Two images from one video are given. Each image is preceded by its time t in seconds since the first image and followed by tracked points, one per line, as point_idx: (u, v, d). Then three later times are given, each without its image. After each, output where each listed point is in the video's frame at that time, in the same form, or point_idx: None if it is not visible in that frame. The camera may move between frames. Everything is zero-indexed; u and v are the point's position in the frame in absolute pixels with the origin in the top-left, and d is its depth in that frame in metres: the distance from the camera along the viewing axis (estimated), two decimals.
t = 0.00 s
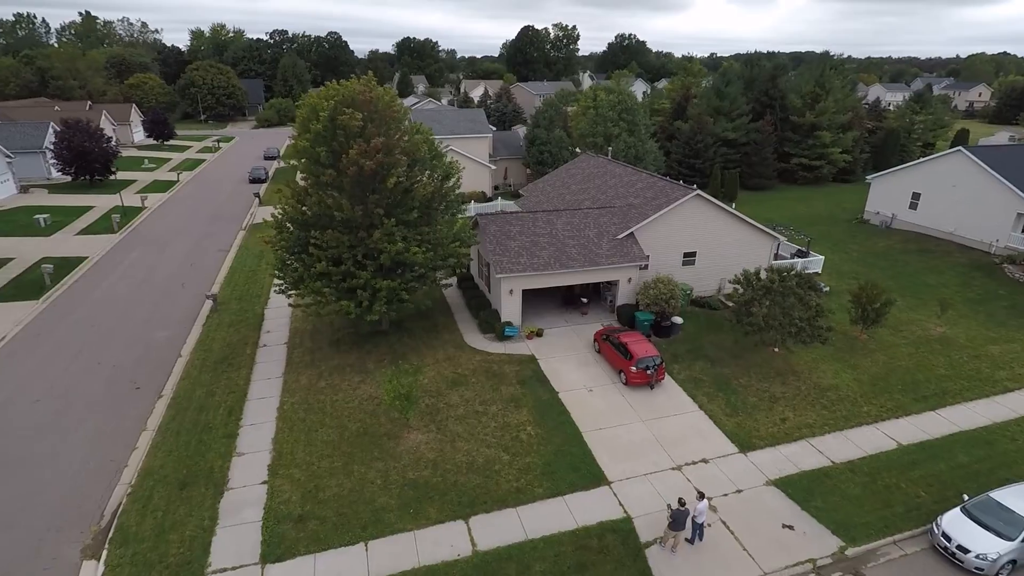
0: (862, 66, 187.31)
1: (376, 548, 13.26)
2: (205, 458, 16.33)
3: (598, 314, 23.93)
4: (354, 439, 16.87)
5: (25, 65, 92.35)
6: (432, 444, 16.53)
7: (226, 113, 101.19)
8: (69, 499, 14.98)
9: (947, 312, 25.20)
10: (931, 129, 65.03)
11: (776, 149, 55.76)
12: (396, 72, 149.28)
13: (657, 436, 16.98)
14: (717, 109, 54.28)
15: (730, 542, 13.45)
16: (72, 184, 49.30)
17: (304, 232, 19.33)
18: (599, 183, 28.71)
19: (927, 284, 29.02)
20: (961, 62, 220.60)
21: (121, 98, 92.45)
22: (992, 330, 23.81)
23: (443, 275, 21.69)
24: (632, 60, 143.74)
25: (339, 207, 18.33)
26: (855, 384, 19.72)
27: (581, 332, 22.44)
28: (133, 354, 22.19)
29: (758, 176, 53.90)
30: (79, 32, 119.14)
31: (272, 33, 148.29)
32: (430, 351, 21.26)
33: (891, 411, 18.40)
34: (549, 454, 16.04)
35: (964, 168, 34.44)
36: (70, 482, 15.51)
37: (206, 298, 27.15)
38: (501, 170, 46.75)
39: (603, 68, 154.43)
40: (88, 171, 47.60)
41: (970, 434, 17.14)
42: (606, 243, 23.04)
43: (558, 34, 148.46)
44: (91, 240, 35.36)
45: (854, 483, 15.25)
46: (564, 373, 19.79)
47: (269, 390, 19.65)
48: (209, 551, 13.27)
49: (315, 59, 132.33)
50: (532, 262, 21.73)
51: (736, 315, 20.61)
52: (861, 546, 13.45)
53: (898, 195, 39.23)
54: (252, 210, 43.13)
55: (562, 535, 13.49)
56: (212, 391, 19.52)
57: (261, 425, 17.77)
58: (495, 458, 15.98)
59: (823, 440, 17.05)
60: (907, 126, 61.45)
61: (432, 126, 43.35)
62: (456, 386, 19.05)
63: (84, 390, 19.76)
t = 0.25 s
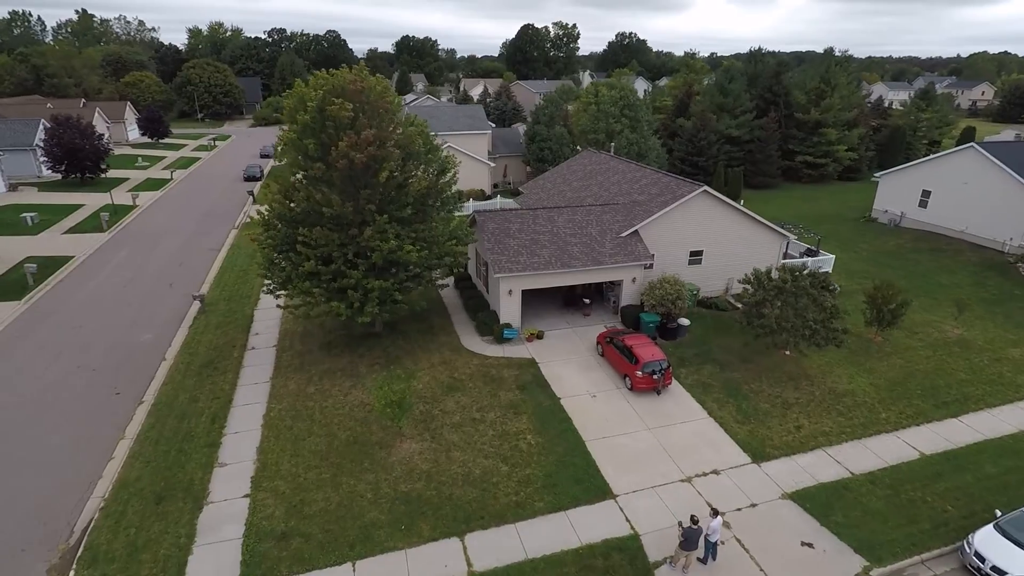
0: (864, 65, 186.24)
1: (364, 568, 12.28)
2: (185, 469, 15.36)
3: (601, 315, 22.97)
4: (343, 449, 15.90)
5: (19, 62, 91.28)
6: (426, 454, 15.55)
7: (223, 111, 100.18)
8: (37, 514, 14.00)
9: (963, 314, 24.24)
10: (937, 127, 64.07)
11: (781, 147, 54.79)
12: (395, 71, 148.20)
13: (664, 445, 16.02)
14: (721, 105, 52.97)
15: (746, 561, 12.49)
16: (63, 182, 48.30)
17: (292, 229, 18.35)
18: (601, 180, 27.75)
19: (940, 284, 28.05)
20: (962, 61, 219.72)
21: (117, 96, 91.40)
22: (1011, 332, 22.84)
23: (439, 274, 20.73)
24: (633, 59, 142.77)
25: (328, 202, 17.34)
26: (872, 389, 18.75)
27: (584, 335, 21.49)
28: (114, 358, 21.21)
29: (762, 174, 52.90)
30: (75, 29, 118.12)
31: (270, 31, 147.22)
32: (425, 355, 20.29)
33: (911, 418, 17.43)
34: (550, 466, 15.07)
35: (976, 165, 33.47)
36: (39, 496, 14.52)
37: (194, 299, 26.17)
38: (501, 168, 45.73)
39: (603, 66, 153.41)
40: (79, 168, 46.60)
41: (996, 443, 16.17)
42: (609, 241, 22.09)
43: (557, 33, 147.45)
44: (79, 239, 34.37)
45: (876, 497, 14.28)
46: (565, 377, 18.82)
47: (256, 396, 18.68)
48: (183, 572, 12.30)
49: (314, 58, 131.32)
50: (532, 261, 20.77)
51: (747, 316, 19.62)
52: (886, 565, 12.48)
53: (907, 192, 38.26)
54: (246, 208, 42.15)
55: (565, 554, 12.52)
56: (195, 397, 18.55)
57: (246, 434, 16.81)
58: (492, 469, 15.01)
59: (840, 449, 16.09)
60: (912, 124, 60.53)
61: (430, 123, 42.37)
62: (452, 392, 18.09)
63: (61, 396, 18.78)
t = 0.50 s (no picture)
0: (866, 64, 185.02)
1: None
2: (165, 480, 14.52)
3: (604, 316, 22.15)
4: (333, 458, 15.07)
5: (14, 60, 90.36)
6: (420, 464, 14.71)
7: (220, 110, 99.31)
8: (6, 529, 13.14)
9: (978, 315, 23.40)
10: (942, 124, 63.20)
11: (784, 144, 53.95)
12: (394, 69, 147.27)
13: (672, 453, 15.19)
14: (724, 102, 52.35)
15: None
16: (55, 181, 47.45)
17: (281, 226, 17.53)
18: (604, 176, 26.92)
19: (953, 285, 27.20)
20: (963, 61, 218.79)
21: (113, 94, 90.51)
22: None
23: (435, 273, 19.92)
24: (633, 58, 141.86)
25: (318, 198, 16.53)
26: (888, 394, 17.91)
27: (586, 337, 20.66)
28: (97, 361, 20.36)
29: (767, 172, 51.99)
30: (72, 28, 117.40)
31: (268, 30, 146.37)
32: (420, 358, 19.46)
33: (930, 425, 16.58)
34: (551, 476, 14.23)
35: (987, 162, 32.63)
36: (9, 509, 13.67)
37: (183, 300, 25.31)
38: (501, 166, 45.02)
39: (603, 65, 152.49)
40: (71, 167, 45.73)
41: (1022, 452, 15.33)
42: (612, 240, 21.25)
43: (557, 32, 146.52)
44: (67, 239, 33.53)
45: (897, 510, 13.44)
46: (567, 382, 17.99)
47: (243, 401, 17.84)
48: None
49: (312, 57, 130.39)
50: (532, 260, 19.95)
51: (757, 318, 18.79)
52: None
53: (915, 190, 37.42)
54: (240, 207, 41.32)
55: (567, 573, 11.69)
56: (179, 403, 17.71)
57: (231, 441, 15.97)
58: (490, 480, 14.17)
59: (857, 458, 15.25)
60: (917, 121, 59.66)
61: (428, 119, 41.52)
62: (449, 397, 17.26)
63: (39, 401, 17.91)
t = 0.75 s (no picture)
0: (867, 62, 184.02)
1: None
2: (140, 493, 13.59)
3: (607, 318, 21.22)
4: (320, 469, 14.13)
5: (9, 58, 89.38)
6: (412, 477, 13.77)
7: (217, 109, 98.35)
8: None
9: (997, 316, 22.44)
10: (949, 122, 62.22)
11: (789, 142, 53.01)
12: (393, 68, 146.32)
13: (681, 464, 14.26)
14: (728, 99, 51.60)
15: None
16: (45, 179, 46.50)
17: (267, 223, 16.60)
18: (606, 172, 25.97)
19: (968, 284, 26.25)
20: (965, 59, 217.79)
21: (108, 92, 89.56)
22: None
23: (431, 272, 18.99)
24: (634, 56, 140.90)
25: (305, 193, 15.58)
26: (908, 400, 16.97)
27: (589, 339, 19.74)
28: (77, 365, 19.42)
29: (772, 170, 50.90)
30: (68, 26, 116.47)
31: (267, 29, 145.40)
32: (415, 362, 18.52)
33: (954, 433, 15.64)
34: (552, 489, 13.30)
35: (1000, 158, 31.67)
36: None
37: (170, 301, 24.39)
38: (500, 163, 44.14)
39: (604, 64, 151.50)
40: (62, 165, 44.77)
41: None
42: (616, 237, 20.32)
43: (558, 30, 145.53)
44: (54, 237, 32.59)
45: (925, 526, 12.50)
46: (569, 387, 17.05)
47: (228, 408, 16.91)
48: None
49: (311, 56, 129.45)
50: (532, 259, 19.01)
51: (769, 319, 17.85)
52: None
53: (925, 187, 36.47)
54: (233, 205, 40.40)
55: None
56: (160, 409, 16.79)
57: (213, 451, 15.04)
58: (487, 493, 13.23)
59: (879, 469, 14.31)
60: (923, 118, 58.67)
61: (425, 115, 40.59)
62: (444, 404, 16.34)
63: (12, 407, 16.98)
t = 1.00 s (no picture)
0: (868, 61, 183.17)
1: None
2: (115, 506, 12.78)
3: (610, 319, 20.43)
4: (307, 480, 13.32)
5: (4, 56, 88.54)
6: (405, 488, 12.95)
7: (215, 108, 97.54)
8: None
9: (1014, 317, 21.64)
10: (954, 119, 61.42)
11: (793, 139, 52.21)
12: (392, 67, 145.54)
13: (690, 474, 13.46)
14: (730, 96, 50.86)
15: None
16: (37, 177, 45.66)
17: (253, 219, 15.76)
18: (609, 168, 25.17)
19: (981, 284, 25.46)
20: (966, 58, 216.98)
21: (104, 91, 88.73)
22: None
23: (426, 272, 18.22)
24: (634, 55, 140.11)
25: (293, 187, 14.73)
26: (927, 405, 16.16)
27: (591, 341, 18.94)
28: (57, 369, 18.59)
29: (776, 168, 49.99)
30: (65, 25, 115.72)
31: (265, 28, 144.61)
32: (410, 365, 17.70)
33: (977, 441, 14.82)
34: (553, 502, 12.50)
35: (1012, 154, 30.86)
36: None
37: (157, 301, 23.56)
38: (499, 161, 43.29)
39: (604, 63, 150.70)
40: (54, 163, 43.91)
41: None
42: (620, 235, 19.52)
43: (557, 29, 144.70)
44: (42, 236, 31.76)
45: (952, 541, 11.68)
46: (571, 392, 16.25)
47: (213, 414, 16.11)
48: None
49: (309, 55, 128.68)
50: (532, 257, 18.21)
51: (780, 321, 17.04)
52: None
53: (933, 185, 35.70)
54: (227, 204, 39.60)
55: None
56: (141, 415, 15.98)
57: (195, 460, 14.24)
58: (484, 506, 12.42)
59: (899, 479, 13.50)
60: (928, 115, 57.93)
61: (423, 112, 39.80)
62: (439, 409, 15.54)
63: None
